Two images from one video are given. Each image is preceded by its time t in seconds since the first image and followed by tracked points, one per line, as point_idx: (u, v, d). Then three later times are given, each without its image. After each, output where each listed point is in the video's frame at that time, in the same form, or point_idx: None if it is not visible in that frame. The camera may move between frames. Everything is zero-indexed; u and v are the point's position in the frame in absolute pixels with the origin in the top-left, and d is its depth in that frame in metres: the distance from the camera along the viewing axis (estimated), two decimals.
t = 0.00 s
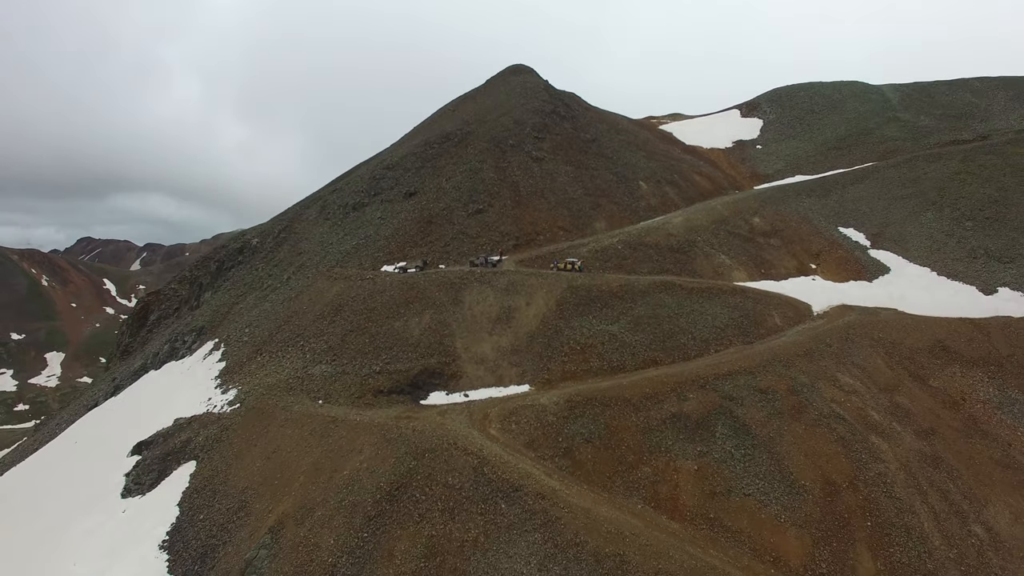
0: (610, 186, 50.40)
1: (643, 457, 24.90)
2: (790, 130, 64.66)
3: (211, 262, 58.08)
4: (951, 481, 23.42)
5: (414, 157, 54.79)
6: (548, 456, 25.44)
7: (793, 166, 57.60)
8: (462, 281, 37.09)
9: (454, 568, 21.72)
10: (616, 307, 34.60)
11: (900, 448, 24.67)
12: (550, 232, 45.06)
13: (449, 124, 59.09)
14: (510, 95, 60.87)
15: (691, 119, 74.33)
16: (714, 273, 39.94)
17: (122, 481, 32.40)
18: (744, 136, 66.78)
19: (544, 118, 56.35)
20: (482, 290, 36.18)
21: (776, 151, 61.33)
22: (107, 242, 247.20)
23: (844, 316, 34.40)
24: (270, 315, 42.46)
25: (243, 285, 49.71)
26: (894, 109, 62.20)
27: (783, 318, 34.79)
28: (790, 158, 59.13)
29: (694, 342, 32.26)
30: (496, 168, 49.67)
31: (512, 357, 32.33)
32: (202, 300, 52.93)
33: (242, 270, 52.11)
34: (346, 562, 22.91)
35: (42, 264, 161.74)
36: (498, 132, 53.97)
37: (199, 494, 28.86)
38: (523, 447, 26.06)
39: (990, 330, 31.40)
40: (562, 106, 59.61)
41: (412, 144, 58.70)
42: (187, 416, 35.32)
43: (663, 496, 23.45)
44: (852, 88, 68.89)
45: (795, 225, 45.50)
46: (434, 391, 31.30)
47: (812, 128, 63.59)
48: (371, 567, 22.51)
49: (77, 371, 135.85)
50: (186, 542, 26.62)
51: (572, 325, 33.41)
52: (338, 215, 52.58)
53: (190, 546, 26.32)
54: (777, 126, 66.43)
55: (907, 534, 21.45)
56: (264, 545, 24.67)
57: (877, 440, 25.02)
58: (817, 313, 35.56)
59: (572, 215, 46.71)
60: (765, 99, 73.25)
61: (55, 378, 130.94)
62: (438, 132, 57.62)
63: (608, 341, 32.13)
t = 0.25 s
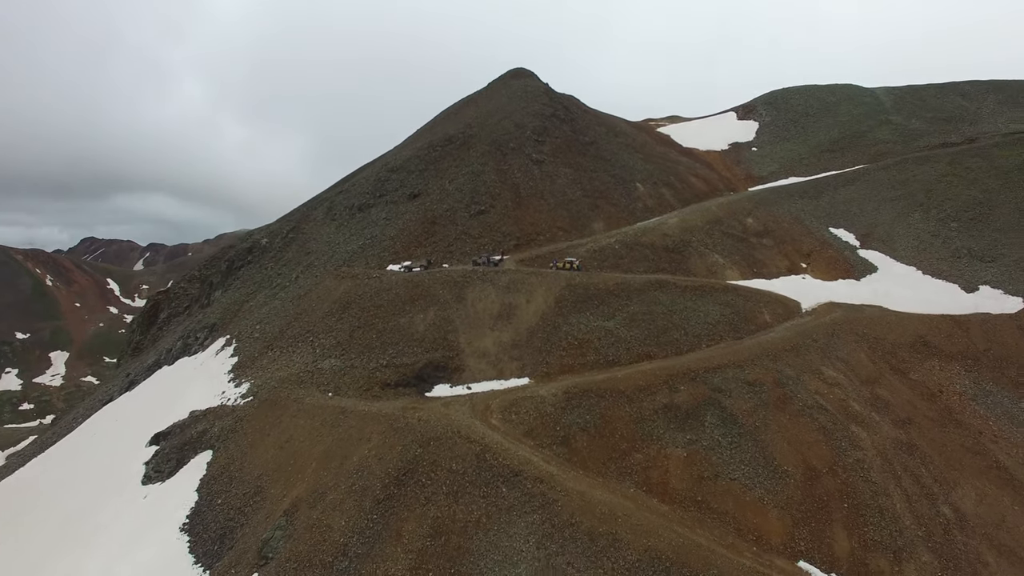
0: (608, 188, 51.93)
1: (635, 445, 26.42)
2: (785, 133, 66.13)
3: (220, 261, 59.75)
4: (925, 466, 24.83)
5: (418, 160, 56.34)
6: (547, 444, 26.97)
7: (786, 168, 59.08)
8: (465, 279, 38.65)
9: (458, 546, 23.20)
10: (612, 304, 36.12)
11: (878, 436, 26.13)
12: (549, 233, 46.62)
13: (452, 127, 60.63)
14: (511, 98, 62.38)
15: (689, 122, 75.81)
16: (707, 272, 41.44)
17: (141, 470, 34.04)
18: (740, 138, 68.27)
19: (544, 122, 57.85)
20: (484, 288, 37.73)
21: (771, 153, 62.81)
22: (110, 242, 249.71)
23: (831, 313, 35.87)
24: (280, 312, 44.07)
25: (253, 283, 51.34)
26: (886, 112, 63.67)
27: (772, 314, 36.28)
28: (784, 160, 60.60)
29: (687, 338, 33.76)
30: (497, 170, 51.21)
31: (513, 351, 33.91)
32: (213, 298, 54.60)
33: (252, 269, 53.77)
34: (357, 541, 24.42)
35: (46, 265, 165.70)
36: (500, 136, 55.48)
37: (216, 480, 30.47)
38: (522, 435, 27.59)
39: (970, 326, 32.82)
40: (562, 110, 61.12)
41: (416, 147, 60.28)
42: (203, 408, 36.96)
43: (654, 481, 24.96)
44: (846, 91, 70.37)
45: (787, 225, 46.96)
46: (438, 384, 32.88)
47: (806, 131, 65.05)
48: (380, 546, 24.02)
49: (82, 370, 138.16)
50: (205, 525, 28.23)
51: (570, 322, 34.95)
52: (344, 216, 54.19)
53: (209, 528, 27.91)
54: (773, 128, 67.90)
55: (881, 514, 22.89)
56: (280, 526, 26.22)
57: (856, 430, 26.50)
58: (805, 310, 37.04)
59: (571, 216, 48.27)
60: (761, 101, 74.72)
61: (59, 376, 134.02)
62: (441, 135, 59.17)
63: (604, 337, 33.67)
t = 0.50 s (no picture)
0: (606, 190, 53.47)
1: (628, 433, 27.94)
2: (780, 135, 67.58)
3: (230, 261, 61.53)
4: (901, 452, 26.30)
5: (421, 162, 57.93)
6: (544, 433, 28.53)
7: (781, 169, 60.56)
8: (467, 278, 40.26)
9: (460, 525, 24.76)
10: (608, 301, 37.67)
11: (857, 425, 27.63)
12: (548, 233, 48.20)
13: (454, 129, 62.22)
14: (512, 101, 63.89)
15: (687, 123, 77.31)
16: (701, 271, 42.95)
17: (159, 459, 35.70)
18: (736, 140, 69.75)
19: (544, 125, 59.37)
20: (486, 285, 39.33)
21: (766, 155, 64.29)
22: (114, 241, 252.74)
23: (818, 309, 37.35)
24: (289, 309, 45.73)
25: (262, 282, 53.03)
26: (880, 115, 65.05)
27: (762, 311, 37.77)
28: (778, 162, 62.09)
29: (679, 333, 35.30)
30: (498, 172, 52.80)
31: (513, 346, 35.51)
32: (223, 296, 56.32)
33: (260, 268, 55.47)
34: (366, 522, 26.00)
35: (48, 263, 171.27)
36: (501, 138, 57.02)
37: (231, 468, 32.13)
38: (521, 425, 29.14)
39: (950, 322, 34.27)
40: (562, 113, 62.61)
41: (419, 149, 61.91)
42: (216, 401, 38.64)
43: (645, 466, 26.51)
44: (841, 94, 71.78)
45: (780, 225, 48.43)
46: (442, 377, 34.49)
47: (801, 133, 66.49)
48: (388, 526, 25.58)
49: (88, 369, 140.66)
50: (222, 508, 29.86)
51: (568, 318, 36.52)
52: (350, 216, 55.84)
53: (225, 512, 29.55)
54: (768, 130, 69.35)
55: (857, 496, 24.37)
56: (293, 509, 27.84)
57: (837, 419, 27.99)
58: (794, 307, 38.53)
59: (570, 217, 49.85)
60: (757, 104, 76.16)
61: (63, 374, 137.22)
62: (443, 138, 60.74)
63: (600, 333, 35.23)
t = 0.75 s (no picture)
0: (604, 191, 55.04)
1: (622, 422, 29.49)
2: (775, 137, 69.08)
3: (238, 260, 63.25)
4: (879, 440, 27.79)
5: (424, 164, 59.54)
6: (542, 422, 30.10)
7: (774, 171, 62.08)
8: (469, 276, 41.85)
9: (462, 508, 26.33)
10: (605, 298, 39.23)
11: (838, 415, 29.15)
12: (547, 233, 49.78)
13: (456, 132, 63.83)
14: (512, 104, 65.42)
15: (684, 125, 78.84)
16: (694, 270, 44.49)
17: (175, 449, 37.35)
18: (732, 142, 71.28)
19: (544, 128, 60.89)
20: (487, 283, 40.92)
21: (760, 157, 65.81)
22: (117, 242, 255.28)
23: (806, 306, 38.85)
24: (297, 307, 47.38)
25: (270, 281, 54.71)
26: (872, 117, 66.54)
27: (752, 308, 39.29)
28: (772, 163, 63.61)
29: (672, 329, 36.85)
30: (499, 174, 54.39)
31: (513, 341, 37.10)
32: (232, 295, 58.05)
33: (268, 267, 57.17)
34: (374, 506, 27.56)
35: (52, 263, 173.76)
36: (501, 141, 58.57)
37: (245, 456, 33.77)
38: (520, 414, 30.72)
39: (931, 318, 35.73)
40: (561, 116, 64.16)
41: (422, 151, 63.53)
42: (229, 394, 40.29)
43: (637, 453, 28.06)
44: (835, 97, 73.27)
45: (772, 225, 49.92)
46: (445, 370, 36.09)
47: (795, 135, 67.99)
48: (394, 509, 27.13)
49: (92, 369, 143.01)
50: (236, 494, 31.49)
51: (566, 314, 38.09)
52: (355, 217, 57.48)
53: (240, 498, 31.18)
54: (763, 132, 70.87)
55: (836, 480, 25.85)
56: (305, 495, 29.46)
57: (819, 409, 29.51)
58: (783, 304, 40.04)
59: (568, 218, 51.45)
60: (753, 106, 77.68)
61: (67, 374, 140.18)
62: (446, 140, 62.34)
63: (596, 328, 36.80)
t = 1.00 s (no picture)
0: (602, 192, 56.65)
1: (616, 413, 30.98)
2: (770, 138, 70.56)
3: (246, 260, 65.05)
4: (858, 429, 29.30)
5: (427, 166, 61.18)
6: (540, 413, 31.63)
7: (769, 172, 63.57)
8: (471, 274, 43.45)
9: (464, 492, 27.76)
10: (601, 295, 40.77)
11: (821, 406, 30.61)
12: (546, 233, 51.38)
13: (458, 135, 65.44)
14: (513, 108, 67.01)
15: (681, 127, 80.38)
16: (688, 268, 46.04)
17: (189, 439, 39.03)
18: (728, 144, 72.80)
19: (543, 131, 62.46)
20: (488, 282, 42.54)
21: (755, 158, 67.32)
22: (120, 242, 258.05)
23: (795, 303, 40.36)
24: (305, 304, 49.05)
25: (278, 279, 56.42)
26: (865, 120, 68.00)
27: (743, 305, 40.79)
28: (767, 165, 65.10)
29: (666, 325, 38.35)
30: (500, 176, 56.01)
31: (513, 336, 38.75)
32: (240, 293, 59.80)
33: (276, 266, 58.90)
34: (380, 490, 29.15)
35: (57, 263, 176.24)
36: (502, 144, 60.18)
37: (257, 446, 35.42)
38: (520, 406, 32.26)
39: (914, 314, 37.20)
40: (560, 119, 65.73)
41: (424, 153, 65.17)
42: (240, 388, 41.99)
43: (629, 442, 29.57)
44: (829, 100, 74.76)
45: (765, 226, 51.43)
46: (447, 365, 37.72)
47: (790, 137, 69.48)
48: (399, 494, 28.68)
49: (96, 369, 144.80)
50: (249, 481, 33.16)
51: (563, 311, 39.69)
52: (360, 217, 59.14)
53: (253, 484, 32.83)
54: (759, 134, 72.36)
55: (816, 467, 27.36)
56: (315, 481, 31.10)
57: (803, 401, 30.98)
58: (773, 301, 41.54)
59: (567, 219, 53.07)
60: (749, 109, 79.19)
61: (71, 374, 142.03)
62: (448, 143, 63.97)
63: (593, 325, 38.36)
